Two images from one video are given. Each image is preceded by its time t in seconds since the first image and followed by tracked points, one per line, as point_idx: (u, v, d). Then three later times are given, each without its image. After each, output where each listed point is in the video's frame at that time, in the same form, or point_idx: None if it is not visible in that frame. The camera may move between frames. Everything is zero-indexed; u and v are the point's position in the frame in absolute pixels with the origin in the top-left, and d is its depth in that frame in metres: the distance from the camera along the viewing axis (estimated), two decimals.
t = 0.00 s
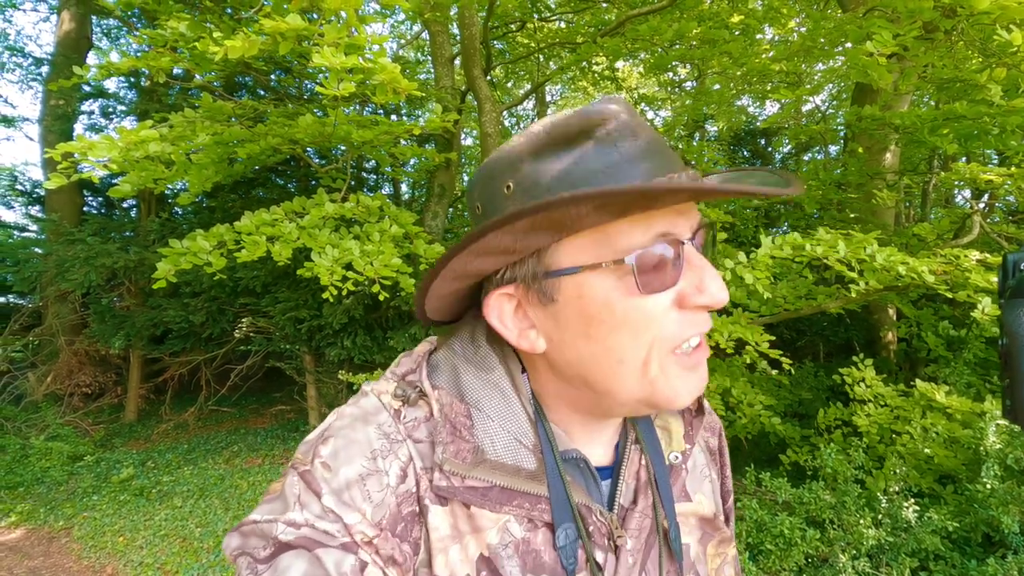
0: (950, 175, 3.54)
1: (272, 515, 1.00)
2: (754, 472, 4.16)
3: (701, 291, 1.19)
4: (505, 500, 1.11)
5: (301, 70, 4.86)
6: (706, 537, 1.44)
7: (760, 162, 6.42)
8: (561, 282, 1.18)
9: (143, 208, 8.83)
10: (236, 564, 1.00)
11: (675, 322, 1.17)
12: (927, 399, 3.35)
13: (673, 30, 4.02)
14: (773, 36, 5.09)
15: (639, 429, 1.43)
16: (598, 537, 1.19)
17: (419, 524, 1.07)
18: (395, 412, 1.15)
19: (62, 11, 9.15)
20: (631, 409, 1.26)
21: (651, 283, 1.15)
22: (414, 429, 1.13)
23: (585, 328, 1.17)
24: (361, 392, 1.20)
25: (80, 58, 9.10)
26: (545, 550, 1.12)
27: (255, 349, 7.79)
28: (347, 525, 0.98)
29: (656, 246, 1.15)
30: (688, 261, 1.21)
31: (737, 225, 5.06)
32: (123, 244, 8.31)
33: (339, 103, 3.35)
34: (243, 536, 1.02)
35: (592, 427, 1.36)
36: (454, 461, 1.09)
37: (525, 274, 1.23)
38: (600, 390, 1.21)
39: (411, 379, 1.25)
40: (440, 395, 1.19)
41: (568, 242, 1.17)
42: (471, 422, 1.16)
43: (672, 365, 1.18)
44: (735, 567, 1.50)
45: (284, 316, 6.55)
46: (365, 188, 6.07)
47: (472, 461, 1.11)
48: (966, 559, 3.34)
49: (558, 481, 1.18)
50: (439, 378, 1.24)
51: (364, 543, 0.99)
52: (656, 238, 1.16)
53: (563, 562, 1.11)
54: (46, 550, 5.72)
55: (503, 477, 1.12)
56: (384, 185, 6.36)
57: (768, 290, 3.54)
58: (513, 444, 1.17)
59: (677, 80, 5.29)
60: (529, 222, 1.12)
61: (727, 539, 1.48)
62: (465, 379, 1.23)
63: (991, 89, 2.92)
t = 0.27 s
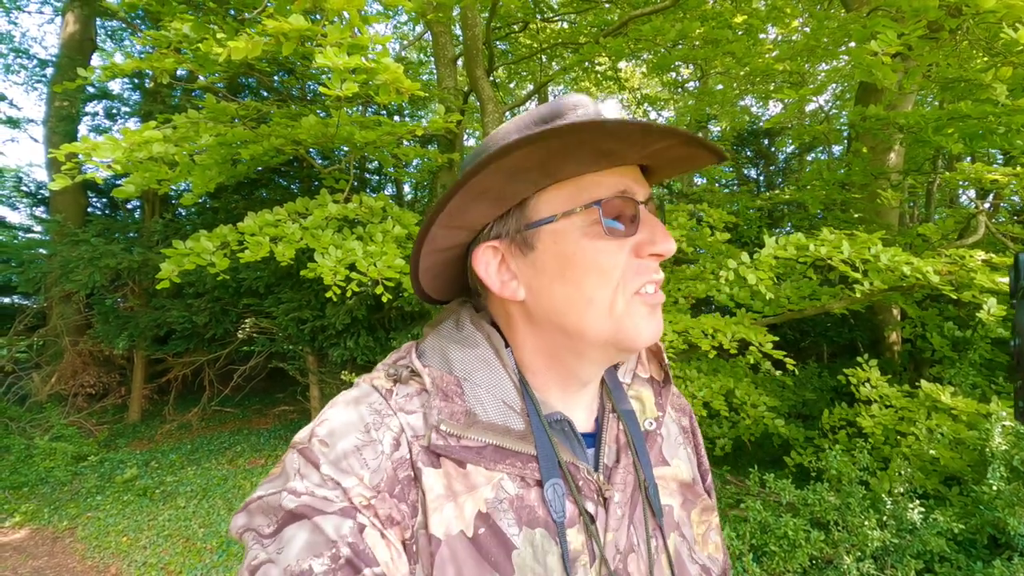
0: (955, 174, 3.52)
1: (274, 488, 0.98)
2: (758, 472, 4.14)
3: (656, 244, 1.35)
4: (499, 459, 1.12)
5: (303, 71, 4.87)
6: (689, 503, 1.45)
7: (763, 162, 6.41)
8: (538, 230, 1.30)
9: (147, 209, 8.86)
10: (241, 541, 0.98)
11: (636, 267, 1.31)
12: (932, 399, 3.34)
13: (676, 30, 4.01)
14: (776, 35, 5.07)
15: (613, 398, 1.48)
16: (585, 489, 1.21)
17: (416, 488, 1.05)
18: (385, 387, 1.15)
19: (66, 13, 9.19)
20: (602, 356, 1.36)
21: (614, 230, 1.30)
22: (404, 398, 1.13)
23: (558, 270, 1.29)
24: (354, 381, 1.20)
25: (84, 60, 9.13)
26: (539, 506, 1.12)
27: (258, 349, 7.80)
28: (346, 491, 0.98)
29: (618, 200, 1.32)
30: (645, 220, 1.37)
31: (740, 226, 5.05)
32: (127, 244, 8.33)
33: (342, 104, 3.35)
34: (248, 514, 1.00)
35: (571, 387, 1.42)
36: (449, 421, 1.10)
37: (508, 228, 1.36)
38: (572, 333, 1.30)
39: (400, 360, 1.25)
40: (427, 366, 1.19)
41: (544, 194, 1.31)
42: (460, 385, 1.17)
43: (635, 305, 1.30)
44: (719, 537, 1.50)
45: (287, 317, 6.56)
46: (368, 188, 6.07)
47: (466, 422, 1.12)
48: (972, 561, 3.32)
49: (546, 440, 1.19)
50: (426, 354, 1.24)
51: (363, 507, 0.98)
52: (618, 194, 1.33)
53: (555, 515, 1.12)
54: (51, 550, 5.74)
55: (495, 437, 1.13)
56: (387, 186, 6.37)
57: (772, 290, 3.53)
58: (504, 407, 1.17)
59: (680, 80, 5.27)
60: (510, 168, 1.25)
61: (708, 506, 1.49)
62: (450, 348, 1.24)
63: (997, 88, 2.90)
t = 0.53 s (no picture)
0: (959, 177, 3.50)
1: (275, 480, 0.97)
2: (761, 476, 4.12)
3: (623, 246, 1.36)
4: (489, 446, 1.13)
5: (307, 75, 4.89)
6: (672, 492, 1.45)
7: (766, 165, 6.40)
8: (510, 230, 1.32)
9: (151, 213, 8.90)
10: (243, 531, 0.97)
11: (604, 265, 1.32)
12: (937, 403, 3.33)
13: (678, 34, 4.01)
14: (779, 39, 5.08)
15: (595, 394, 1.48)
16: (573, 472, 1.22)
17: (410, 474, 1.04)
18: (377, 384, 1.15)
19: (72, 18, 9.26)
20: (576, 355, 1.35)
21: (581, 229, 1.32)
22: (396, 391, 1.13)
23: (527, 268, 1.30)
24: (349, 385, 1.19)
25: (89, 65, 9.19)
26: (529, 490, 1.13)
27: (261, 352, 7.82)
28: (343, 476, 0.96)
29: (586, 202, 1.34)
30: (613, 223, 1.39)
31: (743, 229, 5.04)
32: (131, 248, 8.37)
33: (345, 108, 3.36)
34: (252, 503, 0.98)
35: (551, 385, 1.39)
36: (441, 410, 1.10)
37: (484, 231, 1.38)
38: (543, 330, 1.30)
39: (390, 361, 1.25)
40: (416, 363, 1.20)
41: (515, 196, 1.33)
42: (450, 376, 1.18)
43: (604, 301, 1.30)
44: (705, 527, 1.50)
45: (290, 320, 6.57)
46: (371, 192, 6.09)
47: (457, 410, 1.13)
48: (978, 566, 3.30)
49: (533, 427, 1.20)
50: (415, 354, 1.26)
51: (361, 491, 0.96)
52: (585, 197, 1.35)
53: (546, 498, 1.12)
54: (54, 552, 5.75)
55: (486, 425, 1.14)
56: (390, 190, 6.38)
57: (775, 293, 3.52)
58: (492, 398, 1.18)
59: (683, 83, 5.28)
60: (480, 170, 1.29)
61: (692, 495, 1.50)
62: (437, 347, 1.26)
63: (1000, 91, 2.90)
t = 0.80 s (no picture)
0: (964, 184, 3.48)
1: (265, 501, 0.97)
2: (767, 485, 4.09)
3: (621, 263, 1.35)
4: (483, 463, 1.12)
5: (313, 84, 4.94)
6: (671, 505, 1.44)
7: (770, 172, 6.40)
8: (505, 246, 1.32)
9: (158, 221, 8.96)
10: (232, 553, 0.97)
11: (602, 283, 1.32)
12: (944, 411, 3.30)
13: (681, 42, 4.02)
14: (782, 46, 5.09)
15: (593, 406, 1.48)
16: (568, 490, 1.21)
17: (403, 493, 1.04)
18: (370, 398, 1.14)
19: (81, 29, 9.38)
20: (573, 374, 1.35)
21: (577, 247, 1.31)
22: (389, 407, 1.12)
23: (522, 287, 1.30)
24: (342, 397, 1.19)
25: (98, 75, 9.30)
26: (524, 509, 1.12)
27: (265, 360, 7.84)
28: (334, 498, 0.96)
29: (582, 217, 1.33)
30: (612, 238, 1.38)
31: (747, 236, 5.04)
32: (137, 256, 8.41)
33: (350, 116, 3.39)
34: (240, 524, 0.98)
35: (548, 402, 1.40)
36: (434, 427, 1.10)
37: (479, 246, 1.38)
38: (540, 349, 1.30)
39: (383, 373, 1.25)
40: (410, 377, 1.20)
41: (510, 213, 1.33)
42: (444, 392, 1.17)
43: (601, 321, 1.30)
44: (702, 540, 1.49)
45: (294, 327, 6.58)
46: (375, 200, 6.12)
47: (451, 427, 1.12)
48: None
49: (529, 443, 1.19)
50: (410, 366, 1.25)
51: (351, 514, 0.96)
52: (582, 212, 1.34)
53: (540, 517, 1.12)
54: (58, 560, 5.75)
55: (480, 442, 1.13)
56: (394, 198, 6.41)
57: (780, 300, 3.51)
58: (487, 412, 1.17)
59: (686, 91, 5.30)
60: (474, 187, 1.29)
61: (690, 507, 1.49)
62: (432, 359, 1.25)
63: (1005, 97, 2.89)
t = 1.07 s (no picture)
0: (974, 187, 3.46)
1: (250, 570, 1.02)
2: (775, 490, 4.07)
3: (666, 314, 1.19)
4: (485, 539, 1.11)
5: (320, 90, 4.98)
6: (690, 555, 1.49)
7: (777, 176, 6.39)
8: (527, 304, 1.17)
9: (167, 226, 9.04)
10: None
11: (645, 343, 1.18)
12: (955, 416, 3.27)
13: (687, 46, 4.02)
14: (789, 50, 5.08)
15: (618, 454, 1.46)
16: (581, 564, 1.22)
17: (396, 568, 1.07)
18: (368, 450, 1.13)
19: (93, 37, 9.50)
20: (603, 436, 1.27)
21: (611, 306, 1.14)
22: (388, 470, 1.12)
23: (551, 353, 1.17)
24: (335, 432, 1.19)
25: (109, 82, 9.41)
26: None
27: (273, 364, 7.87)
28: None
29: (617, 267, 1.15)
30: (653, 281, 1.22)
31: (754, 239, 5.02)
32: (147, 261, 8.48)
33: (357, 122, 3.41)
34: None
35: (568, 459, 1.38)
36: (432, 501, 1.09)
37: (489, 297, 1.24)
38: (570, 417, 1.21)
39: (385, 418, 1.23)
40: (413, 433, 1.18)
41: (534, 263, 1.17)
42: (446, 457, 1.16)
43: (641, 389, 1.18)
44: None
45: (301, 332, 6.60)
46: (382, 205, 6.14)
47: (451, 500, 1.11)
48: None
49: (537, 512, 1.19)
50: (412, 414, 1.24)
51: None
52: (622, 256, 1.16)
53: None
54: (67, 563, 5.79)
55: (483, 516, 1.12)
56: (400, 202, 6.44)
57: (787, 304, 3.49)
58: (490, 481, 1.16)
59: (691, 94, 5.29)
60: (494, 243, 1.13)
61: (710, 551, 1.54)
62: (440, 415, 1.22)
63: (1015, 99, 2.87)
